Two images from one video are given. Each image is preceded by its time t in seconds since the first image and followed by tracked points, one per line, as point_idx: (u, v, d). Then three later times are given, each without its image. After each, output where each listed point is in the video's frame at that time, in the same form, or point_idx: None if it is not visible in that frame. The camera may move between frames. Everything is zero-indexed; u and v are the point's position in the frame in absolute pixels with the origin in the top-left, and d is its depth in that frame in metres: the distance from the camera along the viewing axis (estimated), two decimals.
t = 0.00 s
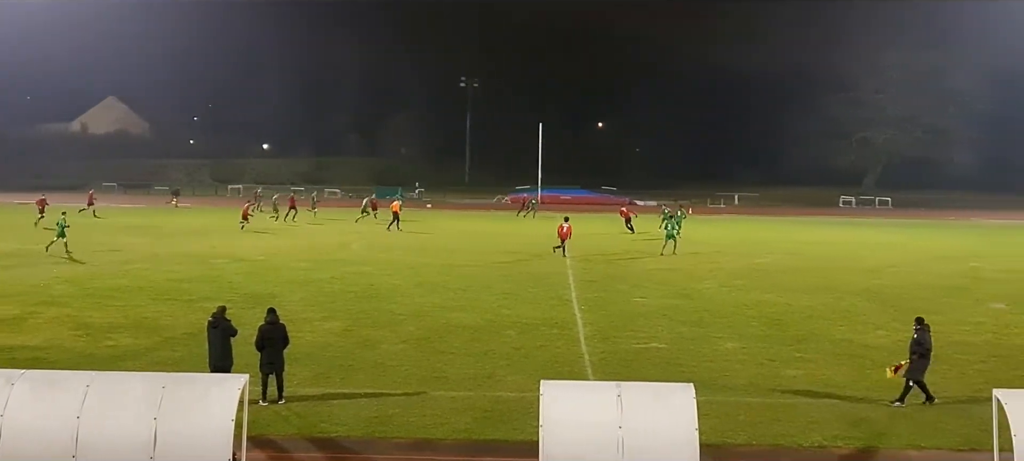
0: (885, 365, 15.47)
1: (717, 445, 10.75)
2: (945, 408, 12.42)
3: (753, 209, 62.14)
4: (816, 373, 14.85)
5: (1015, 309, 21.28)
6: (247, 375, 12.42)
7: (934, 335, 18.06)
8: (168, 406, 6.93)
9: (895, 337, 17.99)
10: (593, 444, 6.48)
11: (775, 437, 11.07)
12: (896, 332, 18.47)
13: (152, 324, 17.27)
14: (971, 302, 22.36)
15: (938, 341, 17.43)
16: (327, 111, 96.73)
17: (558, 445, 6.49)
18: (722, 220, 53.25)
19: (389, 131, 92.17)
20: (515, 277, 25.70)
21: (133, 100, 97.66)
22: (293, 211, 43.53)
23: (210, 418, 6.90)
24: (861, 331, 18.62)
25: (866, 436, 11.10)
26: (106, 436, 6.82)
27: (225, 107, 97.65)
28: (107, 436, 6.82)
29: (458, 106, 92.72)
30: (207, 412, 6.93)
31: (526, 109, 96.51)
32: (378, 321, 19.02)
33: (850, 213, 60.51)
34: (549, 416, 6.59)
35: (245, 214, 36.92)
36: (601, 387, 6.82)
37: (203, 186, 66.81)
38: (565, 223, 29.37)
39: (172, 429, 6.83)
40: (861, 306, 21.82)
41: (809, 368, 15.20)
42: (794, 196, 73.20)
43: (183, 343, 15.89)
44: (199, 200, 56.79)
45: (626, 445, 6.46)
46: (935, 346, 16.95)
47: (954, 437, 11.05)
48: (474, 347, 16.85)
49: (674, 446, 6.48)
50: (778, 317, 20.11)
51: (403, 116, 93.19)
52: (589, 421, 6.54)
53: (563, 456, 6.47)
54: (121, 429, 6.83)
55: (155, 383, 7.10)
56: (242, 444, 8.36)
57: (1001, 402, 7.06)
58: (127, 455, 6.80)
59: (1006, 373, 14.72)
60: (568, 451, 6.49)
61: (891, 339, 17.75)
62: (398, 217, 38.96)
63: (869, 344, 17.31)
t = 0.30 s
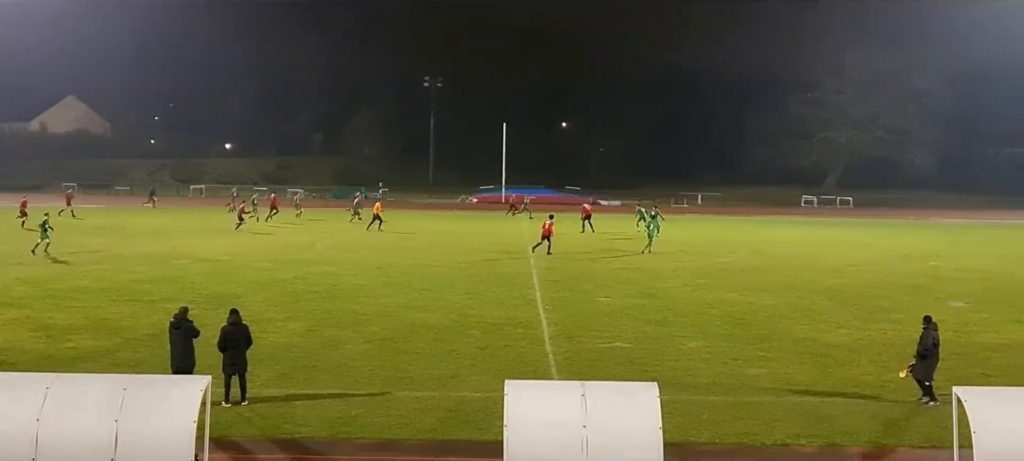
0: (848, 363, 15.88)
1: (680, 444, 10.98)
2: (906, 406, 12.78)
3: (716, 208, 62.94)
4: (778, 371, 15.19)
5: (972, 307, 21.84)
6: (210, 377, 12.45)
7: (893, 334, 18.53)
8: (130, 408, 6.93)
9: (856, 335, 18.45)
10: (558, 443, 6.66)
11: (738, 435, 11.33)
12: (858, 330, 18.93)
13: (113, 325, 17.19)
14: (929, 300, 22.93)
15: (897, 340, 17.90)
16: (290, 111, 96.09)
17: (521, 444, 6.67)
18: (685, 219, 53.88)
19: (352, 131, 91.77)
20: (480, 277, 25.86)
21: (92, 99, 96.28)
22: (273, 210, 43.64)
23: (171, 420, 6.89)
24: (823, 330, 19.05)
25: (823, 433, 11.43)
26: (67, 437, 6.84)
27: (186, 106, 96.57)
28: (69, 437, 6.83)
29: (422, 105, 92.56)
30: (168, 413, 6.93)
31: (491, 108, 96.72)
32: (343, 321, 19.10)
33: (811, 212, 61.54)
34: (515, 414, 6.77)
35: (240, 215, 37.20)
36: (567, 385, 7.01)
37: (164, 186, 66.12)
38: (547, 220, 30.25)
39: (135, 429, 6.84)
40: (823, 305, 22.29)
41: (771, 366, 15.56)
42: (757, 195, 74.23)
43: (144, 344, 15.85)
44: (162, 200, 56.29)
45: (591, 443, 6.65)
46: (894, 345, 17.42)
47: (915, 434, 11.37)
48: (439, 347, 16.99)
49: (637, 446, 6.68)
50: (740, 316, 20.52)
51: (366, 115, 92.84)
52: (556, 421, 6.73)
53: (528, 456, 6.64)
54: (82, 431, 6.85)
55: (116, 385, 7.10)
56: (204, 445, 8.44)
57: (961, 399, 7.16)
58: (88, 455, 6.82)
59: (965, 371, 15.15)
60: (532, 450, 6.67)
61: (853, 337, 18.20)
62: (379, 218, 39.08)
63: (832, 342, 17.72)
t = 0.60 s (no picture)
0: (810, 361, 16.32)
1: (644, 442, 11.29)
2: (868, 404, 13.18)
3: (679, 207, 63.75)
4: (739, 370, 15.57)
5: (930, 305, 22.49)
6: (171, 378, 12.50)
7: (852, 332, 19.06)
8: (89, 412, 7.01)
9: (815, 333, 18.94)
10: (519, 443, 6.84)
11: (700, 434, 11.64)
12: (817, 328, 19.44)
13: (73, 327, 17.13)
14: (886, 299, 23.56)
15: (855, 338, 18.41)
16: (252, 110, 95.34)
17: (484, 444, 6.84)
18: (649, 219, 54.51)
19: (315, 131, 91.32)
20: (444, 276, 26.05)
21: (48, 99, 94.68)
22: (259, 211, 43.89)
23: (132, 424, 6.98)
24: (783, 328, 19.53)
25: (780, 431, 11.80)
26: (23, 440, 6.91)
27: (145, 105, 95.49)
28: (28, 438, 6.91)
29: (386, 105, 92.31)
30: (128, 417, 7.01)
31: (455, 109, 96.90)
32: (307, 321, 19.20)
33: (772, 211, 62.64)
34: (476, 414, 6.95)
35: (240, 212, 37.84)
36: (530, 385, 7.18)
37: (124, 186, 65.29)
38: (531, 219, 31.50)
39: (95, 430, 6.94)
40: (785, 303, 22.81)
41: (731, 364, 15.97)
42: (720, 195, 75.34)
43: (104, 346, 15.80)
44: (121, 201, 55.65)
45: (552, 442, 6.84)
46: (851, 343, 17.91)
47: (876, 432, 11.74)
48: (404, 348, 17.16)
49: (600, 445, 6.86)
50: (702, 315, 20.95)
51: (329, 115, 92.42)
52: (517, 419, 6.91)
53: (488, 456, 6.82)
54: (41, 433, 6.93)
55: (74, 388, 7.17)
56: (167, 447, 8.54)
57: (921, 397, 7.19)
58: (46, 455, 6.90)
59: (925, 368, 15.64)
60: (493, 451, 6.84)
61: (812, 335, 18.68)
62: (361, 219, 39.30)
63: (795, 341, 18.17)
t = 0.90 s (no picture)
0: (771, 359, 16.60)
1: (608, 441, 11.41)
2: (830, 402, 13.43)
3: (641, 207, 64.21)
4: (700, 368, 15.77)
5: (890, 303, 22.96)
6: (129, 380, 12.35)
7: (812, 330, 19.38)
8: (46, 414, 6.90)
9: (776, 331, 19.24)
10: (483, 445, 6.85)
11: (663, 432, 11.79)
12: (778, 327, 19.75)
13: (28, 328, 16.84)
14: (846, 297, 24.00)
15: (815, 336, 18.72)
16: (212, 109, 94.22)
17: (445, 444, 6.83)
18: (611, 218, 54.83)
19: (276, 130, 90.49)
20: (407, 276, 26.01)
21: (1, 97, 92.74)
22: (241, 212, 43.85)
23: (90, 426, 6.88)
24: (744, 327, 19.82)
25: (741, 429, 12.00)
26: None
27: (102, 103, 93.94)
28: None
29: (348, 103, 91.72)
30: (87, 419, 6.91)
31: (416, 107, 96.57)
32: (267, 322, 19.08)
33: (733, 210, 63.36)
34: (440, 415, 6.93)
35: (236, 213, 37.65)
36: (493, 385, 7.18)
37: (81, 186, 64.20)
38: (517, 220, 32.32)
39: (51, 433, 6.83)
40: (747, 302, 23.13)
41: (692, 363, 16.18)
42: (681, 194, 76.16)
43: (61, 347, 15.56)
44: (78, 201, 54.72)
45: (516, 443, 6.85)
46: (810, 341, 18.21)
47: (838, 430, 11.99)
48: (365, 348, 17.12)
49: (563, 446, 6.88)
50: (664, 314, 21.18)
51: (290, 114, 91.64)
52: (479, 420, 6.91)
53: (451, 457, 6.82)
54: None
55: (31, 390, 7.05)
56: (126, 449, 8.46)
57: (880, 394, 7.33)
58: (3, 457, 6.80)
59: (885, 366, 16.03)
60: (457, 451, 6.84)
61: (773, 334, 18.97)
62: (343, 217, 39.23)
63: (755, 339, 18.45)
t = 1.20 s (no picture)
0: (731, 357, 17.01)
1: (568, 439, 11.70)
2: (787, 399, 13.83)
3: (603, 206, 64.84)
4: (661, 367, 16.12)
5: (850, 301, 23.60)
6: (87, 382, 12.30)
7: (774, 329, 19.84)
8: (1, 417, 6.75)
9: (737, 329, 19.69)
10: (447, 444, 6.86)
11: (623, 431, 12.10)
12: (739, 325, 20.19)
13: None
14: (807, 295, 24.60)
15: (774, 334, 19.18)
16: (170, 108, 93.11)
17: (407, 443, 6.83)
18: (572, 217, 55.28)
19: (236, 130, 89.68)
20: (370, 276, 26.09)
21: None
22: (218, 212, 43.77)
23: (47, 428, 6.74)
24: (705, 325, 20.23)
25: (700, 427, 12.34)
26: None
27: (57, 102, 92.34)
28: None
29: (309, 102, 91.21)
30: (44, 421, 6.77)
31: (378, 106, 96.24)
32: (227, 323, 19.07)
33: (693, 209, 64.28)
34: (401, 412, 6.95)
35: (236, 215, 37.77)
36: (456, 384, 7.23)
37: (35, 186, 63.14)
38: (504, 217, 32.96)
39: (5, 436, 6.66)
40: (709, 301, 23.60)
41: (652, 362, 16.52)
42: (641, 193, 77.00)
43: (17, 350, 15.41)
44: (32, 201, 53.86)
45: (478, 442, 6.87)
46: (768, 340, 18.66)
47: (796, 427, 12.39)
48: (327, 348, 17.23)
49: (526, 444, 6.93)
50: (625, 313, 21.54)
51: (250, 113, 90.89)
52: (440, 418, 6.94)
53: (412, 455, 6.82)
54: None
55: None
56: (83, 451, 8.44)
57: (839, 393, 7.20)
58: None
59: (842, 363, 16.52)
60: (419, 448, 6.84)
61: (734, 332, 19.41)
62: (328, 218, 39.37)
63: (715, 338, 18.87)
